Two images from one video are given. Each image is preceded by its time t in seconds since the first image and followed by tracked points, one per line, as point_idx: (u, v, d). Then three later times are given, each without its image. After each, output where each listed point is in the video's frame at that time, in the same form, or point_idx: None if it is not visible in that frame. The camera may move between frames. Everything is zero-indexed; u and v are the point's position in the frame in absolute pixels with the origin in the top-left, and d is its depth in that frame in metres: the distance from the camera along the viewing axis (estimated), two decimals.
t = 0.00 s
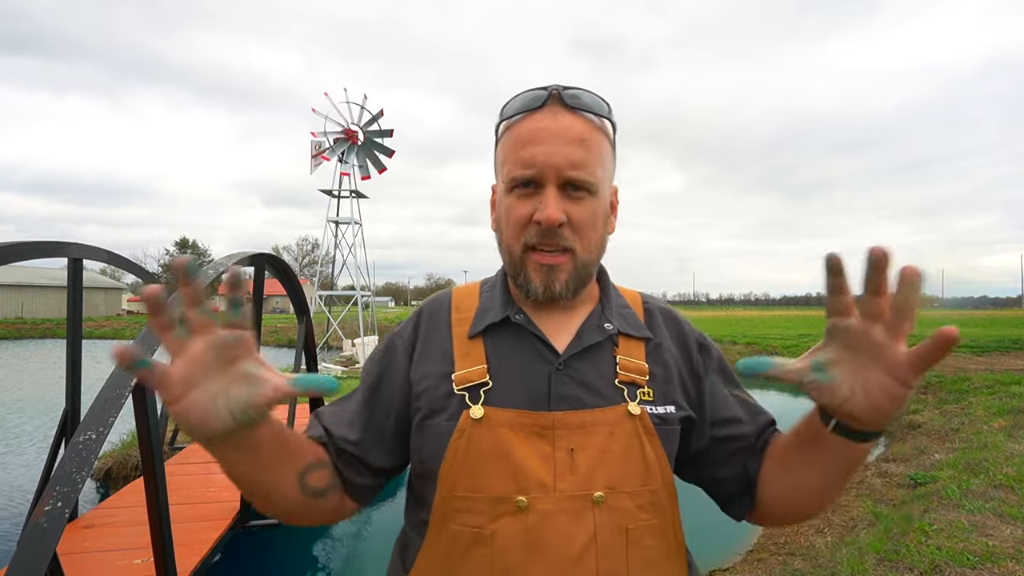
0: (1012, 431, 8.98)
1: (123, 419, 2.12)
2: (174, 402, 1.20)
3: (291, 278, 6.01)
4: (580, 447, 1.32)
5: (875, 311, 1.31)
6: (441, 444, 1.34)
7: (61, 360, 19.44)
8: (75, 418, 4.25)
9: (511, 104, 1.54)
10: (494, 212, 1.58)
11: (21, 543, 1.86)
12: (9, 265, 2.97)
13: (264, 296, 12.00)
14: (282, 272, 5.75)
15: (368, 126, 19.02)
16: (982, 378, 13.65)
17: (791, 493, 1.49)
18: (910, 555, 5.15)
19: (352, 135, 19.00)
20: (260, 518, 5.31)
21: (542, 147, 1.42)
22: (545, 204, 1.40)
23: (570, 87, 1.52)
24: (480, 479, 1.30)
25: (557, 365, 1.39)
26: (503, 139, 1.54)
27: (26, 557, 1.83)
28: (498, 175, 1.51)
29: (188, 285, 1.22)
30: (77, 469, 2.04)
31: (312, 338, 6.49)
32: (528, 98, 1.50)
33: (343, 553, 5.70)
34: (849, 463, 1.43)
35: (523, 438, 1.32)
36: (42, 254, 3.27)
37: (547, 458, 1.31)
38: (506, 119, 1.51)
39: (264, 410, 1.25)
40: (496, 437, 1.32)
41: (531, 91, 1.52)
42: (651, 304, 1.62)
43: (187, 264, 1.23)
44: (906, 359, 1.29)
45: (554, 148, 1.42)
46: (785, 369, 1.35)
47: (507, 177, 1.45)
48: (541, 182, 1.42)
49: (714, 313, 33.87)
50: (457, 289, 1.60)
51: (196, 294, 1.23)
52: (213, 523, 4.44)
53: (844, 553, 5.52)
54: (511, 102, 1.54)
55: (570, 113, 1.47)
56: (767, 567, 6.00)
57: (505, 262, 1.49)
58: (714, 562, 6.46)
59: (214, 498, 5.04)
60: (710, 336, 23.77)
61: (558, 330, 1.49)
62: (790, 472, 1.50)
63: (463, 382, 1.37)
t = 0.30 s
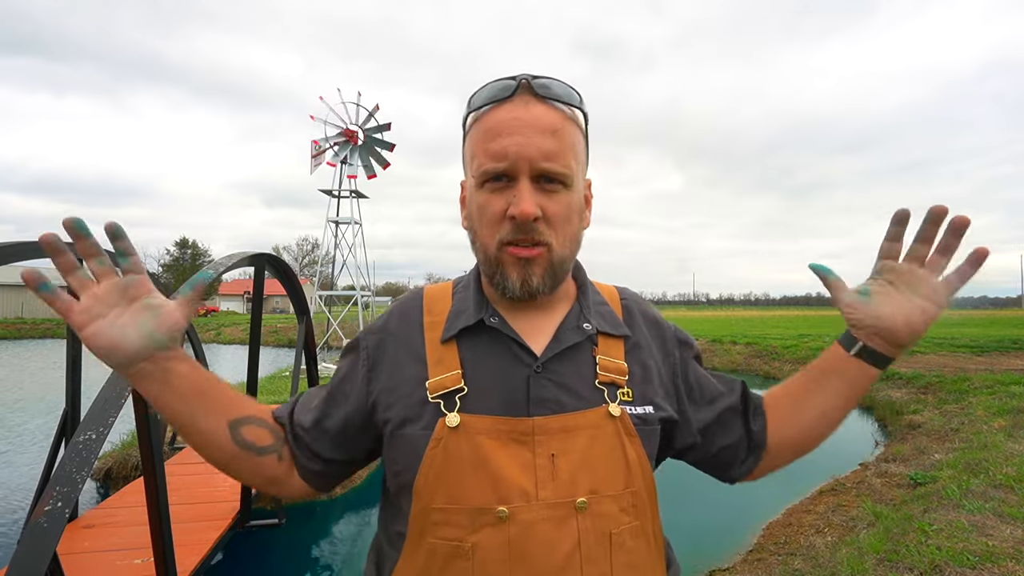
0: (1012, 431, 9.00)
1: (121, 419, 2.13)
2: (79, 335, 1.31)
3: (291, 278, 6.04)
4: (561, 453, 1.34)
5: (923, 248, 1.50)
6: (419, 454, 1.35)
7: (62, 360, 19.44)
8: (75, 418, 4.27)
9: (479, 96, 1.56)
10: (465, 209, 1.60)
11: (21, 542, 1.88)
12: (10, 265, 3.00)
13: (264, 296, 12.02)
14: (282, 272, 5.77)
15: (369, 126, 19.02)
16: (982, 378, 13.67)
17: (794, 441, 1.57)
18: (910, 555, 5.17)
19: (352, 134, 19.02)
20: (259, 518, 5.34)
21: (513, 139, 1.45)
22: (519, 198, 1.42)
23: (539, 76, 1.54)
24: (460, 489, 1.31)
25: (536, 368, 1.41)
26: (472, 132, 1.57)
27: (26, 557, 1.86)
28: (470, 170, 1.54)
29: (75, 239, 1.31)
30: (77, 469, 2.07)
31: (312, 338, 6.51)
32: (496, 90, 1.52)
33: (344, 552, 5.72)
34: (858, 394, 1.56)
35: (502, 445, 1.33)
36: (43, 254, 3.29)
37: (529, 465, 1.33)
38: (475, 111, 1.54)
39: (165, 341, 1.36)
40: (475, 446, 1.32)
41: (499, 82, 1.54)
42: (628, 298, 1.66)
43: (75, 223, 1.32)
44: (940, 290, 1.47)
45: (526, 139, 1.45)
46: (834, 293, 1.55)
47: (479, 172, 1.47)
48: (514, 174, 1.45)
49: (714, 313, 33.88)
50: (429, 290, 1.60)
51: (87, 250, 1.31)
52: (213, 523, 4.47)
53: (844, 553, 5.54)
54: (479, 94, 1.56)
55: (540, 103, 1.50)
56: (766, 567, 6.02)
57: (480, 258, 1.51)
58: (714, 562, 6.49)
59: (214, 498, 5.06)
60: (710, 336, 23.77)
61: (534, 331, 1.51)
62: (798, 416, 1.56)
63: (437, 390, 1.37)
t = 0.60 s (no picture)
0: (1012, 431, 8.98)
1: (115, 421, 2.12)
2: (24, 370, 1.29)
3: (291, 279, 6.04)
4: (553, 453, 1.33)
5: (931, 266, 1.47)
6: (411, 453, 1.34)
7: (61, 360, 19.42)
8: (76, 418, 4.26)
9: (468, 95, 1.55)
10: (456, 211, 1.59)
11: (21, 543, 1.86)
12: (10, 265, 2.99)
13: (264, 296, 12.00)
14: (282, 272, 5.77)
15: (369, 126, 19.00)
16: (982, 378, 13.66)
17: (778, 446, 1.57)
18: (910, 555, 5.16)
19: (352, 135, 19.00)
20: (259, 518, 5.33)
21: (506, 137, 1.44)
22: (514, 195, 1.42)
23: (528, 76, 1.53)
24: (451, 490, 1.30)
25: (526, 369, 1.40)
26: (462, 131, 1.56)
27: (27, 557, 1.84)
28: (461, 170, 1.53)
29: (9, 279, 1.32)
30: (77, 468, 2.06)
31: (312, 338, 6.50)
32: (485, 88, 1.52)
33: (344, 552, 5.72)
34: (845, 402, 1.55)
35: (493, 446, 1.32)
36: (43, 254, 3.28)
37: (520, 465, 1.32)
38: (464, 111, 1.53)
39: (114, 364, 1.36)
40: (467, 447, 1.32)
41: (488, 80, 1.53)
42: (618, 296, 1.65)
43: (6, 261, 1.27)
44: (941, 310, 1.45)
45: (519, 138, 1.44)
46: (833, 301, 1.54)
47: (472, 170, 1.47)
48: (508, 172, 1.44)
49: (713, 313, 33.85)
50: (420, 291, 1.60)
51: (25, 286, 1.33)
52: (213, 523, 4.46)
53: (844, 553, 5.54)
54: (467, 93, 1.56)
55: (531, 101, 1.50)
56: (766, 567, 6.00)
57: (473, 258, 1.50)
58: (714, 562, 6.48)
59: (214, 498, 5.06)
60: (710, 336, 23.76)
61: (524, 332, 1.50)
62: (784, 421, 1.56)
63: (428, 392, 1.36)
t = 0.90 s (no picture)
0: (1012, 431, 8.96)
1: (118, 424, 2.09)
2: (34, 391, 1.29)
3: (291, 279, 6.02)
4: (556, 451, 1.31)
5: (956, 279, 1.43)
6: (413, 453, 1.32)
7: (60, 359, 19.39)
8: (74, 418, 4.24)
9: (469, 99, 1.53)
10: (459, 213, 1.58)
11: (21, 543, 1.84)
12: (8, 265, 2.97)
13: (264, 296, 11.98)
14: (282, 272, 5.74)
15: (368, 126, 18.96)
16: (982, 378, 13.62)
17: (783, 448, 1.56)
18: (910, 555, 5.14)
19: (352, 134, 18.98)
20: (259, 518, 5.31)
21: (503, 140, 1.43)
22: (510, 198, 1.40)
23: (527, 79, 1.51)
24: (454, 488, 1.28)
25: (529, 369, 1.38)
26: (463, 135, 1.55)
27: (26, 557, 1.82)
28: (461, 173, 1.51)
29: (2, 302, 1.29)
30: (77, 467, 2.04)
31: (312, 338, 6.48)
32: (484, 91, 1.50)
33: (343, 552, 5.70)
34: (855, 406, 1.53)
35: (497, 445, 1.30)
36: (42, 254, 3.27)
37: (522, 463, 1.30)
38: (463, 114, 1.52)
39: (121, 375, 1.33)
40: (470, 446, 1.30)
41: (488, 84, 1.51)
42: (622, 296, 1.63)
43: None
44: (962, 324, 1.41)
45: (516, 140, 1.42)
46: (851, 307, 1.52)
47: (470, 173, 1.45)
48: (505, 175, 1.42)
49: (713, 312, 33.82)
50: (425, 291, 1.58)
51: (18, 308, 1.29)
52: (213, 523, 4.44)
53: (844, 553, 5.52)
54: (468, 96, 1.54)
55: (529, 104, 1.47)
56: (767, 567, 5.98)
57: (472, 261, 1.48)
58: (714, 562, 6.46)
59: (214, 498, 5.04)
60: (710, 336, 23.74)
61: (526, 333, 1.48)
62: (790, 423, 1.54)
63: (432, 391, 1.34)
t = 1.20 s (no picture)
0: (1012, 431, 8.96)
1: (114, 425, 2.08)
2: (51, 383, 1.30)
3: (291, 279, 6.02)
4: (561, 450, 1.32)
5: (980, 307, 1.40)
6: (419, 452, 1.33)
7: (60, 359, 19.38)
8: (75, 418, 4.24)
9: (476, 101, 1.54)
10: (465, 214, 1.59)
11: (21, 543, 1.84)
12: (9, 265, 2.98)
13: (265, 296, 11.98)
14: (282, 272, 5.75)
15: (368, 126, 18.95)
16: (982, 378, 13.61)
17: (785, 461, 1.55)
18: (911, 555, 5.15)
19: (352, 134, 18.98)
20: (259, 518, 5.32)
21: (510, 142, 1.43)
22: (516, 200, 1.41)
23: (534, 80, 1.51)
24: (459, 487, 1.29)
25: (534, 369, 1.38)
26: (470, 136, 1.56)
27: (26, 557, 1.82)
28: (466, 174, 1.52)
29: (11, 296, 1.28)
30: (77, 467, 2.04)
31: (312, 338, 6.49)
32: (491, 93, 1.50)
33: (344, 552, 5.70)
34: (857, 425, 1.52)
35: (501, 444, 1.31)
36: (42, 254, 3.27)
37: (527, 462, 1.31)
38: (470, 116, 1.53)
39: (138, 366, 1.34)
40: (475, 445, 1.31)
41: (495, 86, 1.52)
42: (628, 296, 1.64)
43: None
44: (983, 349, 1.39)
45: (523, 143, 1.43)
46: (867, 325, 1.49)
47: (476, 175, 1.46)
48: (511, 177, 1.43)
49: (713, 312, 33.82)
50: (432, 290, 1.59)
51: (25, 300, 1.27)
52: (213, 523, 4.45)
53: (844, 553, 5.52)
54: (475, 98, 1.55)
55: (537, 106, 1.48)
56: (767, 567, 5.98)
57: (478, 261, 1.49)
58: (714, 562, 6.47)
59: (214, 498, 5.04)
60: (710, 336, 23.74)
61: (531, 334, 1.49)
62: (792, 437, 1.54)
63: (438, 391, 1.35)
